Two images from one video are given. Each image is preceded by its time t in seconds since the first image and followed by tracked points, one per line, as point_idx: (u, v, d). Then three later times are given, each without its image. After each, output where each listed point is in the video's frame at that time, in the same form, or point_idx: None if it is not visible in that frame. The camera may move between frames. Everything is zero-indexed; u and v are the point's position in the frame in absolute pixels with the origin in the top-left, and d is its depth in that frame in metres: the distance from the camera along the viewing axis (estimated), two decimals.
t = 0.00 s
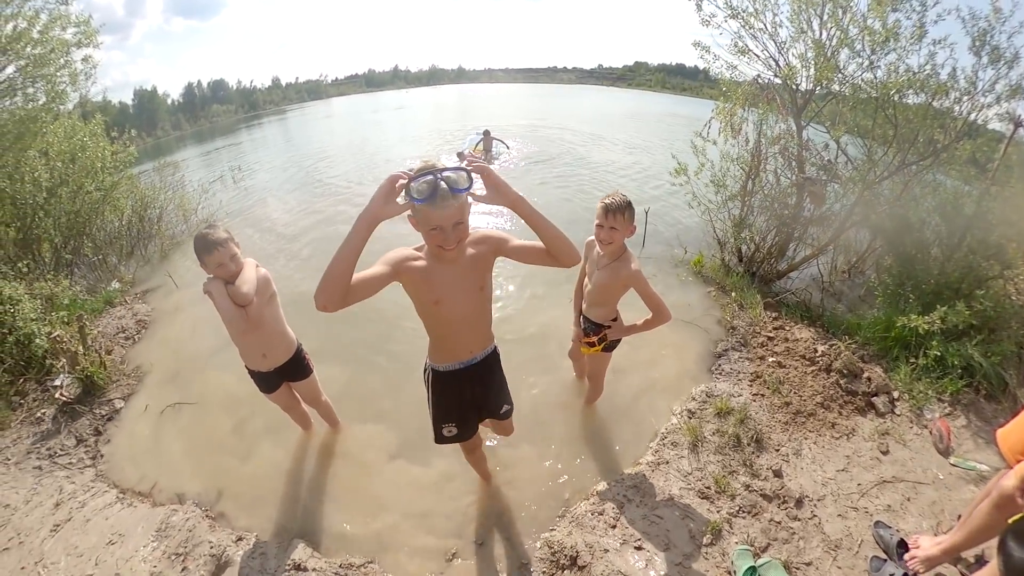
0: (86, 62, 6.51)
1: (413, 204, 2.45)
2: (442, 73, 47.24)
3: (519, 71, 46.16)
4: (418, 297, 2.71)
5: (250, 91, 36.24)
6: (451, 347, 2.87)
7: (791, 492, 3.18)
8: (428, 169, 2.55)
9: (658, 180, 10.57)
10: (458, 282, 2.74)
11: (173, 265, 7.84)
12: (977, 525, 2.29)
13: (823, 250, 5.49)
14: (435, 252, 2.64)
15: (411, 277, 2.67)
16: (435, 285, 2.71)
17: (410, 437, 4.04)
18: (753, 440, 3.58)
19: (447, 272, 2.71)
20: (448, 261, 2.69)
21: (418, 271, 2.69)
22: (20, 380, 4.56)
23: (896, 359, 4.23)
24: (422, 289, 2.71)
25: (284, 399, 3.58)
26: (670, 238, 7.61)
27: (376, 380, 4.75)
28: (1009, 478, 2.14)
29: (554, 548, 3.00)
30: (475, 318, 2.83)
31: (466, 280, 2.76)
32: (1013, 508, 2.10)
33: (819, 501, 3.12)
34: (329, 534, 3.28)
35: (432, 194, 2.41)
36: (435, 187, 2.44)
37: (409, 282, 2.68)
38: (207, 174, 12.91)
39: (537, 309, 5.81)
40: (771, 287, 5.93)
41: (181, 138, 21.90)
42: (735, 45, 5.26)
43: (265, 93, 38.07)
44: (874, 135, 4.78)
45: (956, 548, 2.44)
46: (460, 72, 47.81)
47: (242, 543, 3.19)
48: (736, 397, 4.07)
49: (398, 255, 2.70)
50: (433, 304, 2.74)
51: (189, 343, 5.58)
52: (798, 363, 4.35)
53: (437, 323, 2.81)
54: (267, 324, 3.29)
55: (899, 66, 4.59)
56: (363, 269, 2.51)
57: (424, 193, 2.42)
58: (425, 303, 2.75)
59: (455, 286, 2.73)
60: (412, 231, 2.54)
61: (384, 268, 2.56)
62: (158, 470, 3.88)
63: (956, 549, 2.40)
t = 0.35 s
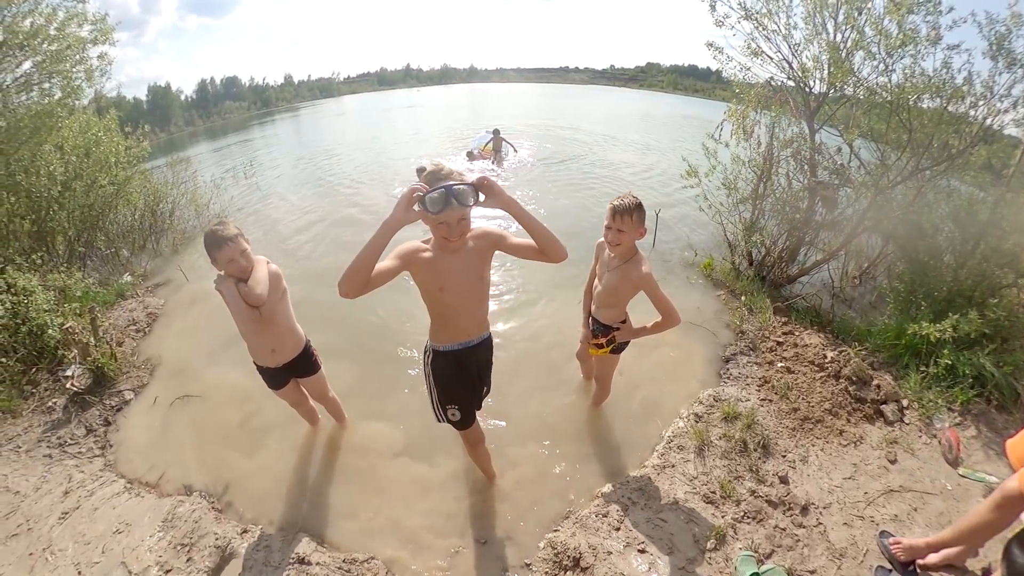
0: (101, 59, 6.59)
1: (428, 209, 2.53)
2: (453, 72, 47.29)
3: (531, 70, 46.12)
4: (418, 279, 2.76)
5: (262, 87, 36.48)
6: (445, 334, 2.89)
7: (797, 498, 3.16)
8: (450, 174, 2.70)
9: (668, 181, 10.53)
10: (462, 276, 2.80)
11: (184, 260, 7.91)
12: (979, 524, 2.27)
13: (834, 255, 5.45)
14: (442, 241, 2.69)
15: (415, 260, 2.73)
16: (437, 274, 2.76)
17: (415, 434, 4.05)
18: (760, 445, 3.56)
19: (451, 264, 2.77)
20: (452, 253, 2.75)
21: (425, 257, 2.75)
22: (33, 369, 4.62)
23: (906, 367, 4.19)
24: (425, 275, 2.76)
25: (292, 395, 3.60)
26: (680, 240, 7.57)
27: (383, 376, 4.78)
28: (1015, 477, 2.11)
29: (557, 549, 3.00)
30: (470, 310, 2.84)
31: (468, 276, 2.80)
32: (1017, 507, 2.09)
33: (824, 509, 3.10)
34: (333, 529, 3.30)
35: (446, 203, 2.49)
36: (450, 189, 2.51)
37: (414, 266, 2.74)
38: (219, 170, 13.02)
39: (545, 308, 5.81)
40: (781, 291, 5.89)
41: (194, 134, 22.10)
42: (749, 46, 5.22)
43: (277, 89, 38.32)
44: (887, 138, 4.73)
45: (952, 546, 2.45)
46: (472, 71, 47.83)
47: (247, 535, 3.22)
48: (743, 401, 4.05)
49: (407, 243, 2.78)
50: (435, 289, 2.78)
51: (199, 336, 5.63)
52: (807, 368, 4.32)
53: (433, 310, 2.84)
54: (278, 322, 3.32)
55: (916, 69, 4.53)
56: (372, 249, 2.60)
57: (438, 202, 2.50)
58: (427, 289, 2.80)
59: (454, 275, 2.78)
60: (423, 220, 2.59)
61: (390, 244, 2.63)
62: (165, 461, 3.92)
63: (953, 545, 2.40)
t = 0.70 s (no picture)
0: (118, 57, 6.65)
1: (434, 212, 2.93)
2: (465, 71, 47.35)
3: (542, 70, 46.10)
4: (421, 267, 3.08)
5: (275, 84, 36.75)
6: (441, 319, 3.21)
7: (802, 506, 3.14)
8: (468, 174, 3.01)
9: (679, 184, 10.47)
10: (464, 268, 3.12)
11: (196, 254, 7.99)
12: (981, 528, 2.24)
13: (846, 261, 5.39)
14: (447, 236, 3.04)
15: (422, 250, 3.06)
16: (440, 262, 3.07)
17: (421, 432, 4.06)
18: (766, 451, 3.54)
19: (453, 254, 3.08)
20: (455, 246, 3.08)
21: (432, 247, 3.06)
22: (47, 358, 4.70)
23: (917, 376, 4.13)
24: (427, 263, 3.09)
25: (300, 390, 3.63)
26: (690, 243, 7.54)
27: (390, 373, 4.80)
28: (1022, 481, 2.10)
29: (560, 550, 3.00)
30: (467, 300, 3.17)
31: (466, 264, 3.11)
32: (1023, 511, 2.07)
33: (830, 517, 3.08)
34: (338, 524, 3.32)
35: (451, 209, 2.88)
36: (456, 195, 2.91)
37: (420, 255, 3.08)
38: (232, 166, 13.14)
39: (553, 309, 5.80)
40: (791, 297, 5.84)
41: (208, 130, 22.33)
42: (762, 49, 5.17)
43: (290, 86, 38.61)
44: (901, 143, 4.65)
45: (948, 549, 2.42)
46: (484, 70, 47.86)
47: (252, 527, 3.25)
48: (749, 407, 4.02)
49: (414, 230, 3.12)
50: (436, 276, 3.09)
51: (210, 329, 5.69)
52: (815, 375, 4.29)
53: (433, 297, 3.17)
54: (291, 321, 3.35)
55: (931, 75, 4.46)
56: (386, 239, 2.95)
57: (445, 207, 2.90)
58: (429, 274, 3.12)
59: (454, 263, 3.09)
60: (429, 221, 2.99)
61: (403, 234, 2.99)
62: (174, 451, 3.97)
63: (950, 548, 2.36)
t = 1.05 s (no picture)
0: (138, 53, 6.74)
1: (444, 202, 3.05)
2: (478, 70, 47.39)
3: (556, 70, 46.08)
4: (430, 256, 3.22)
5: (291, 81, 37.05)
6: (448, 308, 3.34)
7: (810, 515, 3.11)
8: (475, 166, 3.16)
9: (693, 186, 10.41)
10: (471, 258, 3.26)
11: (211, 248, 8.08)
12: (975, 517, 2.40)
13: (860, 268, 5.33)
14: (454, 225, 3.19)
15: (431, 239, 3.19)
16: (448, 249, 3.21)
17: (429, 428, 4.08)
18: (775, 458, 3.51)
19: (459, 243, 3.21)
20: (462, 236, 3.21)
21: (440, 236, 3.21)
22: (62, 347, 4.77)
23: (930, 387, 4.07)
24: (435, 252, 3.22)
25: (313, 385, 3.67)
26: (703, 247, 7.49)
27: (399, 370, 4.82)
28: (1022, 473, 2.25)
29: (566, 551, 3.01)
30: (473, 289, 3.29)
31: (472, 253, 3.22)
32: None
33: (838, 526, 3.05)
34: (345, 518, 3.34)
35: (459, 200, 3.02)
36: (464, 187, 3.06)
37: (429, 244, 3.21)
38: (248, 162, 13.27)
39: (563, 310, 5.79)
40: (805, 304, 5.78)
41: (223, 125, 22.56)
42: (779, 52, 5.13)
43: (305, 83, 38.90)
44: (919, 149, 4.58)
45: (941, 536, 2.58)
46: (498, 70, 47.99)
47: (261, 519, 3.28)
48: (759, 413, 3.99)
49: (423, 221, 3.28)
50: (444, 265, 3.24)
51: (223, 322, 5.76)
52: (826, 383, 4.25)
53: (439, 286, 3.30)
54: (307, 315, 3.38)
55: (952, 81, 4.39)
56: (396, 227, 3.10)
57: (453, 197, 3.04)
58: (436, 262, 3.26)
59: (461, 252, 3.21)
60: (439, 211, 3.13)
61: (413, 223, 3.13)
62: (185, 442, 4.02)
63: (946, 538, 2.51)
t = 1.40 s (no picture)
0: (158, 47, 6.82)
1: (453, 196, 3.17)
2: (494, 70, 47.42)
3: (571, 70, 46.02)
4: (438, 249, 3.31)
5: (308, 78, 37.44)
6: (456, 301, 3.43)
7: (820, 526, 3.08)
8: (483, 163, 3.31)
9: (708, 189, 10.33)
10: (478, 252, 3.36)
11: (226, 242, 8.17)
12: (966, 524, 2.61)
13: (877, 277, 5.25)
14: (463, 219, 3.30)
15: (440, 232, 3.30)
16: (456, 242, 3.32)
17: (438, 426, 4.08)
18: (786, 467, 3.48)
19: (468, 238, 3.33)
20: (470, 230, 3.32)
21: (449, 230, 3.32)
22: (78, 335, 4.88)
23: (946, 399, 4.00)
24: (444, 245, 3.32)
25: (325, 379, 3.69)
26: (718, 251, 7.43)
27: (410, 367, 4.84)
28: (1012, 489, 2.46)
29: (573, 554, 3.01)
30: (479, 282, 3.38)
31: (479, 246, 3.33)
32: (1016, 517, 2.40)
33: (848, 538, 3.01)
34: (353, 513, 3.36)
35: (467, 194, 3.14)
36: (472, 182, 3.20)
37: (439, 237, 3.32)
38: (265, 157, 13.41)
39: (576, 311, 5.78)
40: (820, 311, 5.71)
41: (241, 121, 22.80)
42: (798, 56, 5.07)
43: (322, 80, 39.21)
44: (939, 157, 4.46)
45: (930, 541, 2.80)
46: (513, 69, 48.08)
47: (269, 511, 3.31)
48: (771, 421, 3.95)
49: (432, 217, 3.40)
50: (452, 258, 3.33)
51: (237, 315, 5.82)
52: (840, 393, 4.19)
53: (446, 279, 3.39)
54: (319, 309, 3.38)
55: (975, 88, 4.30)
56: (408, 219, 3.22)
57: (463, 191, 3.17)
58: (445, 257, 3.35)
59: (470, 246, 3.31)
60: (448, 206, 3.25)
61: (424, 216, 3.26)
62: (197, 432, 4.06)
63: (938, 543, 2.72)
